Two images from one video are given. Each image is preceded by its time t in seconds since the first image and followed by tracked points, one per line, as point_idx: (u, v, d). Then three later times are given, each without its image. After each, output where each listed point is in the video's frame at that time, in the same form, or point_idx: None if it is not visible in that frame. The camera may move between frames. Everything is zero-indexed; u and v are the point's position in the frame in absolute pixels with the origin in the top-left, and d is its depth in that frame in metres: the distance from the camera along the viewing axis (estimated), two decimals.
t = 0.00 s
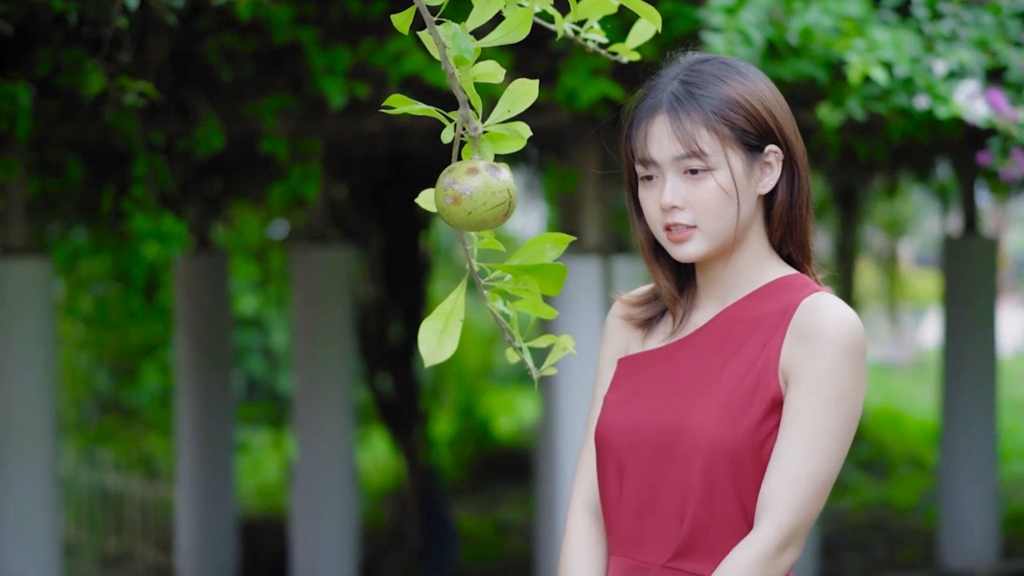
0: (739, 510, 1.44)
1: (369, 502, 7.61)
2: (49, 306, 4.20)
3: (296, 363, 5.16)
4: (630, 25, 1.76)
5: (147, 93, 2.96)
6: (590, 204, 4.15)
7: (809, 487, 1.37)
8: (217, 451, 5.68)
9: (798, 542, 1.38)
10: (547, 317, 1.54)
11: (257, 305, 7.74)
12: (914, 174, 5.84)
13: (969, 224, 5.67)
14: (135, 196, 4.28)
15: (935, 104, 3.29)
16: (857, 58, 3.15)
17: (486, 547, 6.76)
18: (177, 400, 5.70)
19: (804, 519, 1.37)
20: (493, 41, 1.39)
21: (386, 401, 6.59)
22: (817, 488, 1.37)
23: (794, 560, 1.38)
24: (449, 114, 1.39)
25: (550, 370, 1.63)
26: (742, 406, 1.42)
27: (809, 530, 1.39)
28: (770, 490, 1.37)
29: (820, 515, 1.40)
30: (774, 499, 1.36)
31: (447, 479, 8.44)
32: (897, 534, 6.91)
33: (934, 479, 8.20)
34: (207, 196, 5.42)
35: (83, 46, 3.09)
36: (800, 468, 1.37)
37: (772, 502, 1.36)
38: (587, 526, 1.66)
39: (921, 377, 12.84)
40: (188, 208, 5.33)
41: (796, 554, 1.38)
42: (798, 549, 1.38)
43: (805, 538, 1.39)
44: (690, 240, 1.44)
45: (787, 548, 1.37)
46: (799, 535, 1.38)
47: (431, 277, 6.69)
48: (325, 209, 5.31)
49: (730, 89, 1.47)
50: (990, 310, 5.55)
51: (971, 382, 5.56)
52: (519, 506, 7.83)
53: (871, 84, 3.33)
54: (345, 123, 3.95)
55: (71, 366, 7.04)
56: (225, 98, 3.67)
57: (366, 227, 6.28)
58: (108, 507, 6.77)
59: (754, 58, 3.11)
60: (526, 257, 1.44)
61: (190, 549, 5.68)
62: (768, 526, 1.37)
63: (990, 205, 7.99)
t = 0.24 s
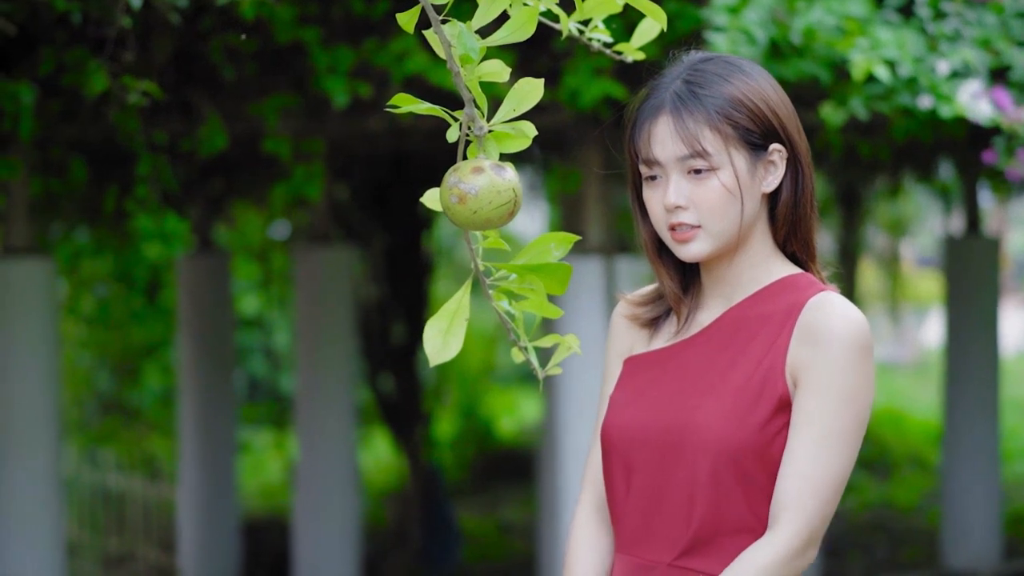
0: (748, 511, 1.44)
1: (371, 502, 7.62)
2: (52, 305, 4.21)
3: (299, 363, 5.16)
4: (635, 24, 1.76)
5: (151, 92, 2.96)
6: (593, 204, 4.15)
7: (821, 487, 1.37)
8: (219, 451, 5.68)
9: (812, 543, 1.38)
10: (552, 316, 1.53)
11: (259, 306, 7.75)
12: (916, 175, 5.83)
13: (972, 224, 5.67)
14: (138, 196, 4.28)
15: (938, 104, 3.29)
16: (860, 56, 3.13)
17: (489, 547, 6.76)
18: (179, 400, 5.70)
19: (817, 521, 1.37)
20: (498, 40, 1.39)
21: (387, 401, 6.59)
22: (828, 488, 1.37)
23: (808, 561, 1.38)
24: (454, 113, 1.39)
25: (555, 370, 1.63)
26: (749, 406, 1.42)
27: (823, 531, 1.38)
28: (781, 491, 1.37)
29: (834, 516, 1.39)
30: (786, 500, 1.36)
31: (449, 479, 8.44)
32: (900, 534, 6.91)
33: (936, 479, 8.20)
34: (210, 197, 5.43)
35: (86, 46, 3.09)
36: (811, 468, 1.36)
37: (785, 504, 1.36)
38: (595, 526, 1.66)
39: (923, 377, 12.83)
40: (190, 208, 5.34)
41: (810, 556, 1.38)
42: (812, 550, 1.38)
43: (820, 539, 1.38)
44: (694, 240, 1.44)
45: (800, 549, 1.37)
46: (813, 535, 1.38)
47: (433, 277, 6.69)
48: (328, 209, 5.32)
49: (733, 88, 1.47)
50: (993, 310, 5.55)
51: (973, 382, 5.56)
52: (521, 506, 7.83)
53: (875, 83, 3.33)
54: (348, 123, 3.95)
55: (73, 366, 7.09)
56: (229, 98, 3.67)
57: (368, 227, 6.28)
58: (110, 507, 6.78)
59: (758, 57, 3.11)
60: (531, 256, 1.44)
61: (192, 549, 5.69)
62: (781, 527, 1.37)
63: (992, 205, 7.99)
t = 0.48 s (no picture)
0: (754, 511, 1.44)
1: (372, 501, 7.62)
2: (53, 304, 4.21)
3: (300, 362, 5.17)
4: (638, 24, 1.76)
5: (152, 91, 2.97)
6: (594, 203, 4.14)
7: (828, 488, 1.37)
8: (220, 450, 5.68)
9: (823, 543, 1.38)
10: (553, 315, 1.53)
11: (259, 306, 7.76)
12: (916, 174, 5.83)
13: (972, 223, 5.67)
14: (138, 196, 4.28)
15: (939, 103, 3.29)
16: (861, 53, 3.12)
17: (489, 547, 6.76)
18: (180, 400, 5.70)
19: (824, 520, 1.37)
20: (501, 38, 1.39)
21: (388, 401, 6.59)
22: (835, 487, 1.37)
23: (817, 560, 1.38)
24: (457, 112, 1.39)
25: (556, 369, 1.63)
26: (753, 406, 1.42)
27: (831, 529, 1.38)
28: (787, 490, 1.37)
29: (843, 515, 1.39)
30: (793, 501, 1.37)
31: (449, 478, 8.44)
32: (900, 534, 6.91)
33: (936, 479, 8.20)
34: (211, 196, 5.45)
35: (87, 45, 3.09)
36: (818, 468, 1.37)
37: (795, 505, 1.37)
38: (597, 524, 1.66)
39: (923, 377, 12.83)
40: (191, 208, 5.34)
41: (819, 555, 1.38)
42: (821, 549, 1.38)
43: (829, 538, 1.39)
44: (696, 238, 1.44)
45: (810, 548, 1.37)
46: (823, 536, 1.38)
47: (434, 277, 6.69)
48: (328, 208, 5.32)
49: (734, 87, 1.47)
50: (993, 310, 5.55)
51: (973, 382, 5.56)
52: (521, 505, 7.84)
53: (876, 83, 3.34)
54: (349, 122, 3.95)
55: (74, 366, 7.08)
56: (230, 97, 3.66)
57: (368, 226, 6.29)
58: (110, 506, 6.78)
59: (759, 56, 3.11)
60: (533, 255, 1.44)
61: (193, 549, 5.69)
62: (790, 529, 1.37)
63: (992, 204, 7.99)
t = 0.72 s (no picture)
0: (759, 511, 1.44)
1: (373, 501, 7.62)
2: (54, 303, 4.22)
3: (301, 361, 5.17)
4: (641, 23, 1.76)
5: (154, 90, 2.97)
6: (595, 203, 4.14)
7: (833, 487, 1.37)
8: (221, 450, 5.68)
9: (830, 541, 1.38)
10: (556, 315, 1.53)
11: (260, 306, 7.77)
12: (917, 173, 5.84)
13: (974, 223, 5.67)
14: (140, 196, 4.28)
15: (941, 102, 3.29)
16: (863, 51, 3.11)
17: (490, 547, 6.76)
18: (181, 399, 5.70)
19: (830, 517, 1.37)
20: (504, 38, 1.39)
21: (389, 400, 6.58)
22: (840, 486, 1.37)
23: (824, 558, 1.38)
24: (460, 112, 1.39)
25: (558, 368, 1.62)
26: (756, 405, 1.42)
27: (837, 527, 1.38)
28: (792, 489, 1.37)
29: (850, 512, 1.39)
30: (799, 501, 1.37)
31: (451, 478, 8.44)
32: (901, 533, 6.91)
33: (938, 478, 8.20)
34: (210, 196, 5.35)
35: (88, 44, 3.09)
36: (824, 468, 1.37)
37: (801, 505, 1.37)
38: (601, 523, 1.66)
39: (924, 376, 12.83)
40: (192, 207, 5.34)
41: (826, 553, 1.38)
42: (828, 547, 1.38)
43: (836, 536, 1.38)
44: (698, 238, 1.44)
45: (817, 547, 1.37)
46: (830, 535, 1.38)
47: (435, 277, 6.69)
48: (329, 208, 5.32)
49: (736, 85, 1.47)
50: (995, 309, 5.55)
51: (975, 381, 5.56)
52: (522, 505, 7.84)
53: (878, 82, 3.34)
54: (350, 122, 3.96)
55: (74, 365, 7.08)
56: (231, 97, 3.66)
57: (369, 226, 6.29)
58: (111, 506, 6.79)
59: (761, 55, 3.11)
60: (537, 255, 1.44)
61: (194, 549, 5.68)
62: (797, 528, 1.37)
63: (993, 204, 7.99)
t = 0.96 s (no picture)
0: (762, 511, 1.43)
1: (374, 501, 7.63)
2: (55, 304, 4.22)
3: (302, 362, 5.17)
4: (642, 24, 1.76)
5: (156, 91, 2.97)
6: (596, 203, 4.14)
7: (837, 488, 1.36)
8: (222, 451, 5.69)
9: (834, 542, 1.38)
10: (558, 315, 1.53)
11: (261, 306, 7.78)
12: (917, 174, 5.84)
13: (975, 223, 5.67)
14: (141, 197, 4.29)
15: (942, 102, 3.28)
16: (864, 51, 3.11)
17: (491, 548, 6.76)
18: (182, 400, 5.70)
19: (833, 516, 1.36)
20: (506, 39, 1.39)
21: (390, 401, 6.58)
22: (842, 486, 1.37)
23: (826, 558, 1.37)
24: (462, 113, 1.39)
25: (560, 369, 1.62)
26: (758, 406, 1.42)
27: (841, 528, 1.38)
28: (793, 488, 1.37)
29: (852, 513, 1.38)
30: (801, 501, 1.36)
31: (452, 479, 8.44)
32: (902, 534, 6.91)
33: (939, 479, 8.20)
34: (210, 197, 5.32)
35: (89, 45, 3.09)
36: (827, 468, 1.36)
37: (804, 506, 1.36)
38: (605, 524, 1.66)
39: (925, 377, 12.83)
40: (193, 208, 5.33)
41: (828, 554, 1.37)
42: (830, 547, 1.37)
43: (838, 537, 1.37)
44: (700, 239, 1.44)
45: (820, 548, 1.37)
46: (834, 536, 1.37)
47: (436, 277, 6.70)
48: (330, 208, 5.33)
49: (735, 86, 1.47)
50: (995, 310, 5.55)
51: (975, 382, 5.56)
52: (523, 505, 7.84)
53: (879, 83, 3.34)
54: (351, 123, 3.96)
55: (75, 366, 7.09)
56: (232, 98, 3.66)
57: (370, 226, 6.30)
58: (112, 506, 6.79)
59: (762, 56, 3.11)
60: (538, 255, 1.43)
61: (195, 550, 5.69)
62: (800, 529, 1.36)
63: (993, 204, 8.00)
